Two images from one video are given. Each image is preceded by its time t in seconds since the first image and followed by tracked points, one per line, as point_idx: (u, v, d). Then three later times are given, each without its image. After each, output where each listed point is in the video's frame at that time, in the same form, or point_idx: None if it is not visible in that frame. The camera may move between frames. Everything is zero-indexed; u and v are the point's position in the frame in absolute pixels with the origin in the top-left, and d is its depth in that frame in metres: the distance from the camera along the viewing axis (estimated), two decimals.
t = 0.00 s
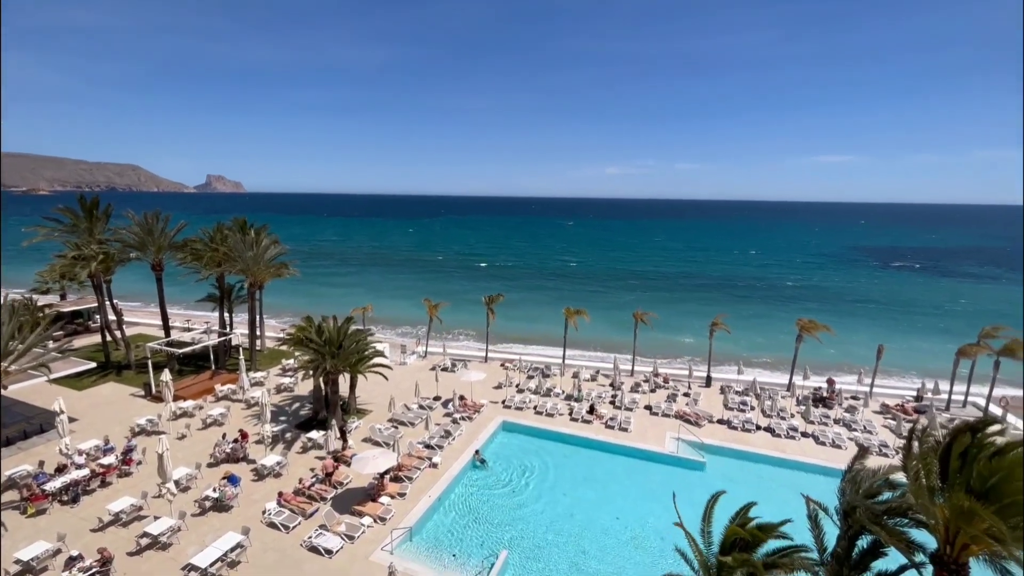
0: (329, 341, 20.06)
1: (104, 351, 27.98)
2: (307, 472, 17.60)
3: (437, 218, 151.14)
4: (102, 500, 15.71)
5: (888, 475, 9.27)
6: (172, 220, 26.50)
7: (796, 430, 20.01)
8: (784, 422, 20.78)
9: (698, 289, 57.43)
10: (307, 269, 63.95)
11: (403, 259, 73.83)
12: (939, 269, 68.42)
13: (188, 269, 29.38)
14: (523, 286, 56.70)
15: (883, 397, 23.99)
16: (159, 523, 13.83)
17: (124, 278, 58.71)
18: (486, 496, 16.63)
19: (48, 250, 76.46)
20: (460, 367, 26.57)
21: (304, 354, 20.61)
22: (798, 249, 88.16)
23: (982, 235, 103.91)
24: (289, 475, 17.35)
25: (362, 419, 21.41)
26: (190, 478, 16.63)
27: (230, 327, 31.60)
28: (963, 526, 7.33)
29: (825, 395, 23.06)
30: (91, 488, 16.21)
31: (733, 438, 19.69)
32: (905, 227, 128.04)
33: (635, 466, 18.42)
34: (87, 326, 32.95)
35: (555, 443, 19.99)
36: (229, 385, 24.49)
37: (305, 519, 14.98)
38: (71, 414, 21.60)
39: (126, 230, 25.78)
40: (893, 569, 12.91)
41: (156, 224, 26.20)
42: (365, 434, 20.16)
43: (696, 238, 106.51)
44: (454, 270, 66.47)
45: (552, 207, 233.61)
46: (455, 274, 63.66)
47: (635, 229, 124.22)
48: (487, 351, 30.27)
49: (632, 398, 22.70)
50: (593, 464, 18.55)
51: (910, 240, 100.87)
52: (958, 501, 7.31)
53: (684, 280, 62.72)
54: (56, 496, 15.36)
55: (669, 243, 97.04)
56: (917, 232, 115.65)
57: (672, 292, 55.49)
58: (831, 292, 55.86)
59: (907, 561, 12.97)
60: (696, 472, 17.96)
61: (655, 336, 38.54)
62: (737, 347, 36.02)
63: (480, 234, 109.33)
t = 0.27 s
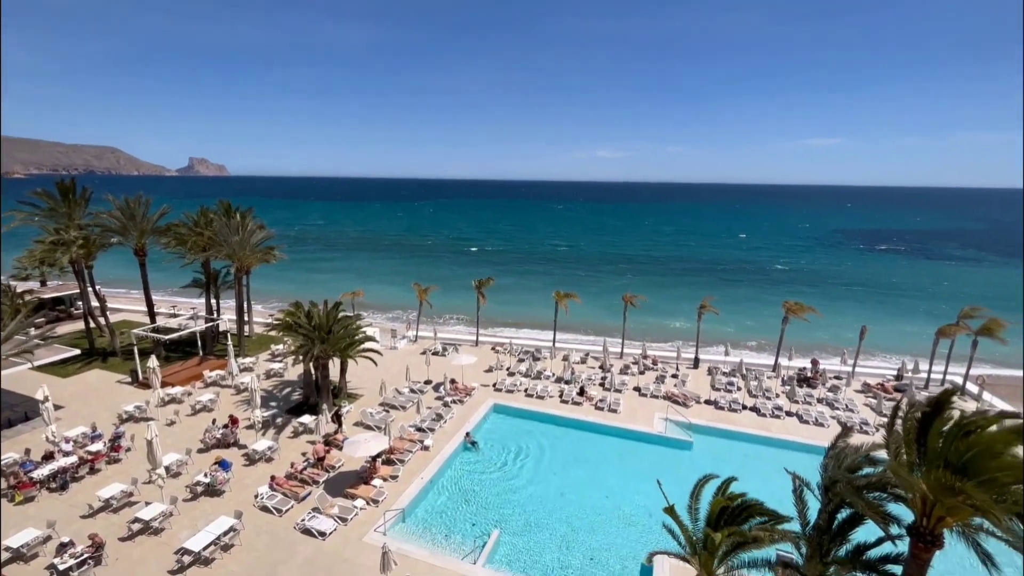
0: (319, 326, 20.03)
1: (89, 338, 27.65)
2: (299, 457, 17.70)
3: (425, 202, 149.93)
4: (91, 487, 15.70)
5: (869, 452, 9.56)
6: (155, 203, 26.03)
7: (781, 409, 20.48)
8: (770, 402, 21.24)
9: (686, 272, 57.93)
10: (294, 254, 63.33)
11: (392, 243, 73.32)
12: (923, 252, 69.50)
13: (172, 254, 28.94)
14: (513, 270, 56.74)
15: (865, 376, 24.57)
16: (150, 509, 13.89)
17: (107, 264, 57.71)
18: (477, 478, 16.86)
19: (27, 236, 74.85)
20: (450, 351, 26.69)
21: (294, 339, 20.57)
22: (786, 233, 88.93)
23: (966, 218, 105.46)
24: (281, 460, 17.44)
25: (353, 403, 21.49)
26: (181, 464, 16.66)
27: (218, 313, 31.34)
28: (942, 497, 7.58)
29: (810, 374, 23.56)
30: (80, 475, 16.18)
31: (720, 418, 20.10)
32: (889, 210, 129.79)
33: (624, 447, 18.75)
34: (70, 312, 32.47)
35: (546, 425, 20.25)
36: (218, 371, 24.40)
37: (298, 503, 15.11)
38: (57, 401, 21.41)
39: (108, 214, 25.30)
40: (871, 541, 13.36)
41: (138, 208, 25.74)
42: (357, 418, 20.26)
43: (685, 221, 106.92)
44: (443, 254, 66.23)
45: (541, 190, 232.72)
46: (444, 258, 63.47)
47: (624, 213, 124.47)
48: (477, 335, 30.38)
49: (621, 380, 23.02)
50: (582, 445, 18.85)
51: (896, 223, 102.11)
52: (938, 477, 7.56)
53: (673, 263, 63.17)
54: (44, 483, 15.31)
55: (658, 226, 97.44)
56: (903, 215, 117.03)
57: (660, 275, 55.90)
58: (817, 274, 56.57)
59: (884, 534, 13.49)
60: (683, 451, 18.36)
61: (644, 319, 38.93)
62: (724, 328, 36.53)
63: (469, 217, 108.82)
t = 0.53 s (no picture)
0: (309, 307, 19.97)
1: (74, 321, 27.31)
2: (292, 437, 17.82)
3: (414, 181, 148.30)
4: (82, 470, 15.72)
5: (852, 426, 9.84)
6: (136, 183, 25.49)
7: (767, 385, 20.92)
8: (757, 378, 21.67)
9: (676, 251, 58.25)
10: (282, 235, 62.60)
11: (381, 223, 72.66)
12: (909, 231, 70.32)
13: (157, 235, 28.49)
14: (504, 251, 56.62)
15: (849, 353, 25.10)
16: (143, 490, 13.96)
17: (90, 246, 56.70)
18: (469, 456, 17.12)
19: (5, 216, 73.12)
20: (442, 332, 26.78)
21: (284, 321, 20.50)
22: (776, 212, 89.38)
23: (953, 197, 106.54)
24: (274, 441, 17.55)
25: (345, 384, 21.58)
26: (173, 446, 16.70)
27: (206, 295, 31.06)
28: (919, 467, 7.86)
29: (796, 352, 24.02)
30: (71, 458, 16.17)
31: (708, 394, 20.51)
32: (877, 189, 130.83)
33: (614, 423, 19.10)
34: (53, 296, 31.96)
35: (537, 403, 20.52)
36: (208, 353, 24.30)
37: (292, 482, 15.26)
38: (44, 385, 21.24)
39: (88, 194, 24.75)
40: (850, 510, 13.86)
41: (119, 188, 25.20)
42: (349, 398, 20.37)
43: (676, 200, 106.93)
44: (434, 234, 65.87)
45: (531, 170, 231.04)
46: (435, 238, 63.12)
47: (615, 192, 124.20)
48: (469, 316, 30.46)
49: (612, 358, 23.30)
50: (573, 422, 19.17)
51: (883, 202, 102.91)
52: (918, 449, 7.83)
53: (663, 242, 63.41)
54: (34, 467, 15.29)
55: (648, 206, 97.46)
56: (891, 194, 117.87)
57: (650, 255, 56.15)
58: (805, 254, 57.14)
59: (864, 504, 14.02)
60: (671, 427, 18.75)
61: (634, 298, 39.23)
62: (713, 307, 36.94)
63: (459, 197, 107.99)
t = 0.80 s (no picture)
0: (300, 287, 19.89)
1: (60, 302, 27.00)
2: (287, 416, 17.94)
3: (403, 158, 146.32)
4: (76, 451, 15.78)
5: (838, 400, 10.08)
6: (118, 161, 24.92)
7: (755, 360, 21.32)
8: (745, 354, 22.06)
9: (668, 228, 58.38)
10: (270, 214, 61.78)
11: (370, 202, 71.91)
12: (897, 207, 70.88)
13: (141, 214, 28.01)
14: (495, 229, 56.40)
15: (836, 328, 25.55)
16: (139, 470, 14.06)
17: (74, 226, 55.72)
18: (463, 432, 17.36)
19: None
20: (434, 310, 26.85)
21: (275, 300, 20.44)
22: (766, 189, 89.56)
23: (942, 173, 107.17)
24: (268, 419, 17.66)
25: (339, 363, 21.68)
26: (167, 426, 16.78)
27: (194, 276, 30.78)
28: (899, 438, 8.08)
29: (784, 327, 24.42)
30: (64, 439, 16.21)
31: (698, 369, 20.87)
32: (867, 165, 131.26)
33: (606, 399, 19.42)
34: (37, 277, 31.50)
35: (530, 380, 20.77)
36: (199, 334, 24.20)
37: (287, 460, 15.43)
38: (33, 367, 21.12)
39: (68, 172, 24.17)
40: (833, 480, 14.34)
41: (100, 166, 24.63)
42: (343, 377, 20.47)
43: (668, 177, 106.69)
44: (424, 213, 65.37)
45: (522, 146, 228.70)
46: (426, 217, 62.68)
47: (606, 169, 123.49)
48: (461, 294, 30.51)
49: (603, 335, 23.56)
50: (565, 398, 19.45)
51: (874, 179, 103.38)
52: (900, 419, 8.02)
53: (655, 220, 63.48)
54: (27, 447, 15.32)
55: (640, 183, 97.19)
56: (881, 171, 118.30)
57: (642, 232, 56.25)
58: (795, 231, 57.53)
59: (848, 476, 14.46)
60: (661, 402, 19.10)
61: (626, 276, 39.46)
62: (704, 285, 37.28)
63: (450, 175, 106.90)
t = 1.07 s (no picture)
0: (292, 266, 19.78)
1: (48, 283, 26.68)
2: (282, 395, 18.05)
3: (393, 135, 144.01)
4: (72, 431, 15.84)
5: (826, 374, 10.29)
6: (100, 137, 24.35)
7: (746, 336, 21.62)
8: (737, 330, 22.33)
9: (661, 206, 58.32)
10: (259, 192, 60.92)
11: (361, 180, 71.03)
12: (889, 184, 71.10)
13: (127, 193, 27.54)
14: (488, 207, 56.05)
15: (826, 305, 25.88)
16: (136, 449, 14.18)
17: (58, 204, 54.73)
18: (458, 409, 17.57)
19: None
20: (428, 289, 26.85)
21: (267, 280, 20.34)
22: (760, 165, 89.34)
23: (935, 150, 107.31)
24: (264, 398, 17.78)
25: (333, 342, 21.73)
26: (162, 406, 16.85)
27: (184, 255, 30.48)
28: (885, 411, 8.27)
29: (775, 304, 24.70)
30: (58, 419, 16.25)
31: (690, 346, 21.15)
32: (860, 142, 131.05)
33: (599, 375, 19.68)
34: (23, 257, 31.06)
35: (523, 357, 20.96)
36: (191, 314, 24.09)
37: (284, 438, 15.59)
38: (23, 348, 21.00)
39: (49, 149, 23.60)
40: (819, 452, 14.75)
41: (82, 143, 24.07)
42: (337, 356, 20.55)
43: (661, 154, 106.05)
44: (416, 191, 64.75)
45: (514, 122, 225.63)
46: (418, 195, 62.11)
47: (600, 145, 122.47)
48: (454, 273, 30.48)
49: (597, 313, 23.73)
50: (559, 375, 19.69)
51: (867, 155, 103.36)
52: (887, 393, 8.22)
53: (648, 197, 63.32)
54: (22, 428, 15.37)
55: (634, 159, 96.55)
56: (874, 146, 118.23)
57: (635, 210, 56.16)
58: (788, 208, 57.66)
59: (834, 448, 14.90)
60: (653, 378, 19.39)
61: (620, 254, 39.54)
62: (697, 262, 37.47)
63: (441, 151, 105.57)
